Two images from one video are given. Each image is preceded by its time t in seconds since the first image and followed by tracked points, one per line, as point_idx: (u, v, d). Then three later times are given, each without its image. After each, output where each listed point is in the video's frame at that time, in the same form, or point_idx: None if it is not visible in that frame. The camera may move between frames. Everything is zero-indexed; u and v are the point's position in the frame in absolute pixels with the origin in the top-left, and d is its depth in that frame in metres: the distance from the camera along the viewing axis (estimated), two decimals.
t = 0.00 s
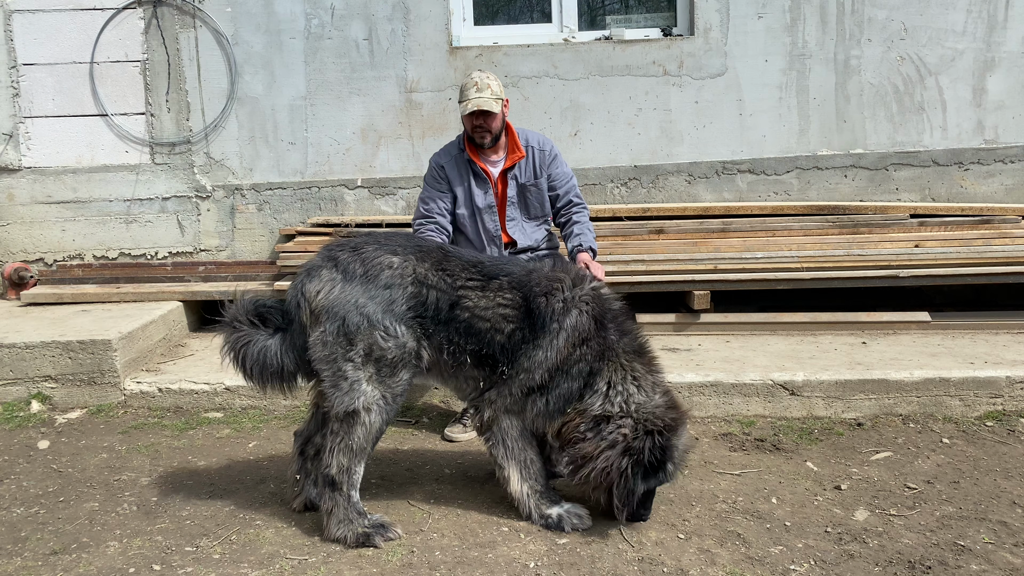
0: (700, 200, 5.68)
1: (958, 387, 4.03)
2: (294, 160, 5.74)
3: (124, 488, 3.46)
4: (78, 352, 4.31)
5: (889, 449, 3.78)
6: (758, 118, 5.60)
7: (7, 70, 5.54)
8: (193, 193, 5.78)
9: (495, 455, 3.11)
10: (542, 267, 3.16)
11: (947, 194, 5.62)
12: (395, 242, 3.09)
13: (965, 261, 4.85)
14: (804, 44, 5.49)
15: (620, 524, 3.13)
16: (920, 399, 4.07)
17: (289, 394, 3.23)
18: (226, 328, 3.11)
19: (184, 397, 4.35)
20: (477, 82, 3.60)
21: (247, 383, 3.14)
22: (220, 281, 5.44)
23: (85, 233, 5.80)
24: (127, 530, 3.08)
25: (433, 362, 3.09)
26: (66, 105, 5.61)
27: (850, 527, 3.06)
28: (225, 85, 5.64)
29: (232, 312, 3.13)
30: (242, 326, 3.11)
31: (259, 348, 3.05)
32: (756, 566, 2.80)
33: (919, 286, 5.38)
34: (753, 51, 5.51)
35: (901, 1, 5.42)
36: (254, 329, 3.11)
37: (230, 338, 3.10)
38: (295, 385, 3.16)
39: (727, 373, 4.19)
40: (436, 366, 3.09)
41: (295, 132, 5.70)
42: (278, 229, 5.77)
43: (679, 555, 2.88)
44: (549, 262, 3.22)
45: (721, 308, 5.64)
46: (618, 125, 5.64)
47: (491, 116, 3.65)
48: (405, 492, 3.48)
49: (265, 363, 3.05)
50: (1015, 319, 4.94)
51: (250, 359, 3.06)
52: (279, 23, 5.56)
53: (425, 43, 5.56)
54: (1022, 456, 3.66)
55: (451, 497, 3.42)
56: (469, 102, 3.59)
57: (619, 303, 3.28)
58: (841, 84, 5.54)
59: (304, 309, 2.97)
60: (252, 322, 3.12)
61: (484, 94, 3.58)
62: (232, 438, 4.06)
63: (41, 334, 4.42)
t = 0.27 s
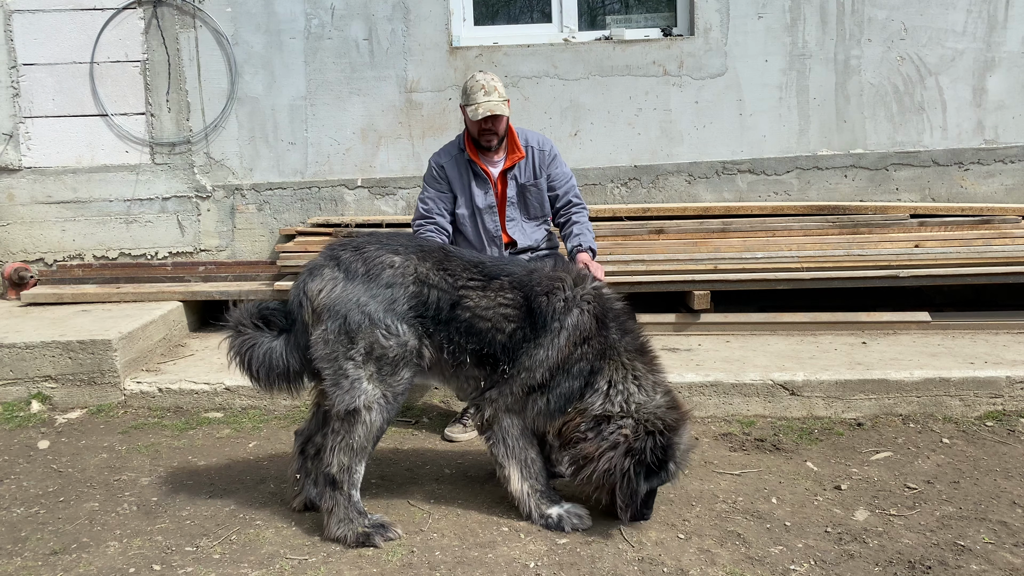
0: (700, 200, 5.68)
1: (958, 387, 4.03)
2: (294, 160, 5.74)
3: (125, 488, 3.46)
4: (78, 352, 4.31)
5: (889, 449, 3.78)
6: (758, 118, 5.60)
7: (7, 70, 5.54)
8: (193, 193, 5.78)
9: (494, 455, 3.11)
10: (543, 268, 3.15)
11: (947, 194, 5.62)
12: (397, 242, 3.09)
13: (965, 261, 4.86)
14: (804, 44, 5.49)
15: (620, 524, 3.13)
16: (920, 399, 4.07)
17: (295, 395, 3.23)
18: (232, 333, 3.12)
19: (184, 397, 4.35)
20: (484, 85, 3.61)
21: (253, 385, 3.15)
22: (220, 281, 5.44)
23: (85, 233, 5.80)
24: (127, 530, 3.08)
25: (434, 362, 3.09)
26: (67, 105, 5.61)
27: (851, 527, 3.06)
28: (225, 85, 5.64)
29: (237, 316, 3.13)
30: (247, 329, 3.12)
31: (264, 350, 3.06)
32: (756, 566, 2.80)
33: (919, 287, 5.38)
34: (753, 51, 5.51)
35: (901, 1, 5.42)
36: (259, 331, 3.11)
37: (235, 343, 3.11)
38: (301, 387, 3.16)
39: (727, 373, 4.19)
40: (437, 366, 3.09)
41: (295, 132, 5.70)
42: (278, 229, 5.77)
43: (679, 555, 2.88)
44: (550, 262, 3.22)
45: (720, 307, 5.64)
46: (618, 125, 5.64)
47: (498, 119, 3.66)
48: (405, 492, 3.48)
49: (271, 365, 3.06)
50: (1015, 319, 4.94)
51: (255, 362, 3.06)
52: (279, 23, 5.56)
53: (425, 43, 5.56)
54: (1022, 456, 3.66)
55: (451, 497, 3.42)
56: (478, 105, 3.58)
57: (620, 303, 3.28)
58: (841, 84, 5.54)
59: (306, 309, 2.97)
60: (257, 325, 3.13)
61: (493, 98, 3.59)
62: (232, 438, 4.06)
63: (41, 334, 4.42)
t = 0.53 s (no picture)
0: (700, 200, 5.68)
1: (958, 387, 4.03)
2: (294, 160, 5.74)
3: (125, 488, 3.46)
4: (78, 352, 4.31)
5: (889, 449, 3.78)
6: (758, 118, 5.60)
7: (7, 70, 5.54)
8: (193, 193, 5.78)
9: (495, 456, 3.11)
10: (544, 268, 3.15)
11: (947, 194, 5.62)
12: (398, 241, 3.09)
13: (965, 261, 4.86)
14: (804, 45, 5.49)
15: (620, 525, 3.13)
16: (920, 399, 4.07)
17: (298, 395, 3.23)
18: (235, 334, 3.12)
19: (184, 397, 4.35)
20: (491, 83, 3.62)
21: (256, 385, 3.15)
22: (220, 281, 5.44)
23: (85, 233, 5.80)
24: (127, 530, 3.08)
25: (434, 362, 3.09)
26: (67, 105, 5.61)
27: (851, 527, 3.06)
28: (225, 85, 5.64)
29: (238, 316, 3.13)
30: (249, 330, 3.12)
31: (266, 350, 3.06)
32: (756, 566, 2.80)
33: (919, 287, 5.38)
34: (753, 51, 5.51)
35: (901, 1, 5.42)
36: (261, 332, 3.11)
37: (238, 344, 3.12)
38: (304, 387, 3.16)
39: (728, 373, 4.19)
40: (437, 366, 3.09)
41: (295, 132, 5.70)
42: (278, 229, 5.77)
43: (679, 555, 2.88)
44: (551, 262, 3.22)
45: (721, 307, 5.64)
46: (618, 125, 5.64)
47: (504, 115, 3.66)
48: (405, 492, 3.48)
49: (273, 366, 3.06)
50: (1015, 319, 4.94)
51: (259, 362, 3.07)
52: (279, 23, 5.56)
53: (425, 43, 5.56)
54: (1022, 456, 3.66)
55: (452, 497, 3.42)
56: (487, 103, 3.58)
57: (621, 303, 3.27)
58: (841, 84, 5.54)
59: (308, 308, 2.97)
60: (258, 325, 3.12)
61: (500, 96, 3.60)
62: (232, 438, 4.06)
63: (41, 334, 4.42)
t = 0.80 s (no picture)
0: (700, 200, 5.68)
1: (958, 387, 4.03)
2: (294, 160, 5.74)
3: (125, 488, 3.46)
4: (78, 352, 4.31)
5: (889, 449, 3.78)
6: (758, 118, 5.60)
7: (7, 70, 5.54)
8: (193, 193, 5.78)
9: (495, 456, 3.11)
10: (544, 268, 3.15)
11: (947, 194, 5.62)
12: (397, 241, 3.09)
13: (965, 261, 4.86)
14: (804, 45, 5.49)
15: (621, 525, 3.13)
16: (920, 399, 4.07)
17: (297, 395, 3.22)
18: (235, 333, 3.13)
19: (184, 397, 4.35)
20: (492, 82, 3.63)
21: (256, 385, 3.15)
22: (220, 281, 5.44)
23: (85, 233, 5.80)
24: (127, 530, 3.08)
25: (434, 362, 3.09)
26: (67, 105, 5.61)
27: (851, 527, 3.06)
28: (225, 85, 5.64)
29: (239, 316, 3.13)
30: (249, 329, 3.12)
31: (266, 350, 3.06)
32: (756, 566, 2.80)
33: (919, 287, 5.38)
34: (753, 51, 5.51)
35: (901, 1, 5.42)
36: (261, 331, 3.11)
37: (239, 344, 3.12)
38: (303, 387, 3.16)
39: (727, 374, 4.20)
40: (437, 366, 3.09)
41: (295, 132, 5.70)
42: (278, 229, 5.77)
43: (679, 555, 2.88)
44: (551, 263, 3.22)
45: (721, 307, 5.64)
46: (618, 125, 5.64)
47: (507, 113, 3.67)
48: (405, 492, 3.48)
49: (273, 365, 3.06)
50: (1015, 320, 4.94)
51: (258, 362, 3.07)
52: (279, 23, 5.56)
53: (425, 43, 5.56)
54: (1022, 456, 3.66)
55: (452, 497, 3.42)
56: (490, 100, 3.58)
57: (620, 303, 3.28)
58: (841, 84, 5.54)
59: (307, 308, 2.97)
60: (258, 325, 3.12)
61: (503, 93, 3.61)
62: (232, 438, 4.06)
63: (41, 334, 4.42)
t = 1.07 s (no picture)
0: (700, 200, 5.68)
1: (958, 387, 4.03)
2: (294, 161, 5.74)
3: (124, 488, 3.46)
4: (78, 352, 4.31)
5: (889, 449, 3.78)
6: (758, 118, 5.60)
7: (7, 70, 5.54)
8: (193, 193, 5.78)
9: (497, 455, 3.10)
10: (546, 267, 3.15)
11: (947, 194, 5.62)
12: (396, 241, 3.08)
13: (965, 261, 4.86)
14: (804, 45, 5.49)
15: (621, 524, 3.13)
16: (920, 399, 4.07)
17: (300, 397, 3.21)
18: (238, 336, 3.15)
19: (184, 397, 4.35)
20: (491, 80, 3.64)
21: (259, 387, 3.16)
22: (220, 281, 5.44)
23: (85, 233, 5.80)
24: (127, 530, 3.08)
25: (434, 361, 3.08)
26: (67, 105, 5.61)
27: (851, 527, 3.06)
28: (225, 85, 5.64)
29: (241, 319, 3.15)
30: (251, 332, 3.14)
31: (266, 353, 3.07)
32: (756, 566, 2.80)
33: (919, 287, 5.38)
34: (753, 51, 5.51)
35: (901, 1, 5.42)
36: (263, 334, 3.12)
37: (241, 346, 3.13)
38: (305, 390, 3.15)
39: (727, 374, 4.20)
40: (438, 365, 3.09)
41: (295, 132, 5.70)
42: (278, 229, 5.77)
43: (679, 555, 2.88)
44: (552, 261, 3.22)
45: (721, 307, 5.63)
46: (618, 125, 5.64)
47: (507, 113, 3.67)
48: (405, 492, 3.48)
49: (274, 368, 3.07)
50: (1015, 320, 4.94)
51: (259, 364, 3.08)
52: (279, 23, 5.56)
53: (425, 43, 5.56)
54: (1022, 456, 3.66)
55: (451, 497, 3.42)
56: (489, 99, 3.58)
57: (621, 300, 3.29)
58: (841, 84, 5.54)
59: (305, 309, 2.97)
60: (261, 328, 3.13)
61: (501, 92, 3.61)
62: (232, 438, 4.06)
63: (41, 334, 4.42)
